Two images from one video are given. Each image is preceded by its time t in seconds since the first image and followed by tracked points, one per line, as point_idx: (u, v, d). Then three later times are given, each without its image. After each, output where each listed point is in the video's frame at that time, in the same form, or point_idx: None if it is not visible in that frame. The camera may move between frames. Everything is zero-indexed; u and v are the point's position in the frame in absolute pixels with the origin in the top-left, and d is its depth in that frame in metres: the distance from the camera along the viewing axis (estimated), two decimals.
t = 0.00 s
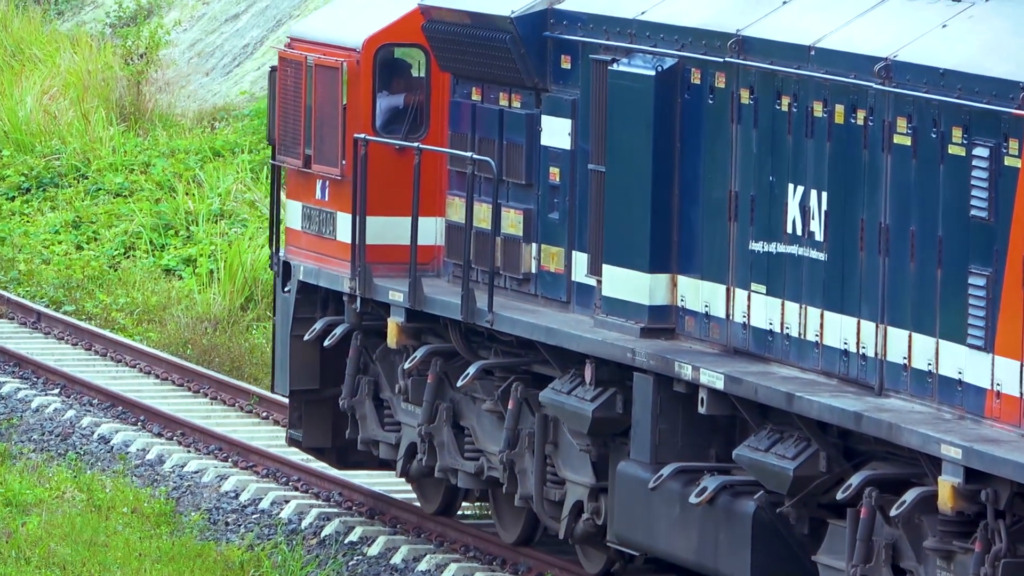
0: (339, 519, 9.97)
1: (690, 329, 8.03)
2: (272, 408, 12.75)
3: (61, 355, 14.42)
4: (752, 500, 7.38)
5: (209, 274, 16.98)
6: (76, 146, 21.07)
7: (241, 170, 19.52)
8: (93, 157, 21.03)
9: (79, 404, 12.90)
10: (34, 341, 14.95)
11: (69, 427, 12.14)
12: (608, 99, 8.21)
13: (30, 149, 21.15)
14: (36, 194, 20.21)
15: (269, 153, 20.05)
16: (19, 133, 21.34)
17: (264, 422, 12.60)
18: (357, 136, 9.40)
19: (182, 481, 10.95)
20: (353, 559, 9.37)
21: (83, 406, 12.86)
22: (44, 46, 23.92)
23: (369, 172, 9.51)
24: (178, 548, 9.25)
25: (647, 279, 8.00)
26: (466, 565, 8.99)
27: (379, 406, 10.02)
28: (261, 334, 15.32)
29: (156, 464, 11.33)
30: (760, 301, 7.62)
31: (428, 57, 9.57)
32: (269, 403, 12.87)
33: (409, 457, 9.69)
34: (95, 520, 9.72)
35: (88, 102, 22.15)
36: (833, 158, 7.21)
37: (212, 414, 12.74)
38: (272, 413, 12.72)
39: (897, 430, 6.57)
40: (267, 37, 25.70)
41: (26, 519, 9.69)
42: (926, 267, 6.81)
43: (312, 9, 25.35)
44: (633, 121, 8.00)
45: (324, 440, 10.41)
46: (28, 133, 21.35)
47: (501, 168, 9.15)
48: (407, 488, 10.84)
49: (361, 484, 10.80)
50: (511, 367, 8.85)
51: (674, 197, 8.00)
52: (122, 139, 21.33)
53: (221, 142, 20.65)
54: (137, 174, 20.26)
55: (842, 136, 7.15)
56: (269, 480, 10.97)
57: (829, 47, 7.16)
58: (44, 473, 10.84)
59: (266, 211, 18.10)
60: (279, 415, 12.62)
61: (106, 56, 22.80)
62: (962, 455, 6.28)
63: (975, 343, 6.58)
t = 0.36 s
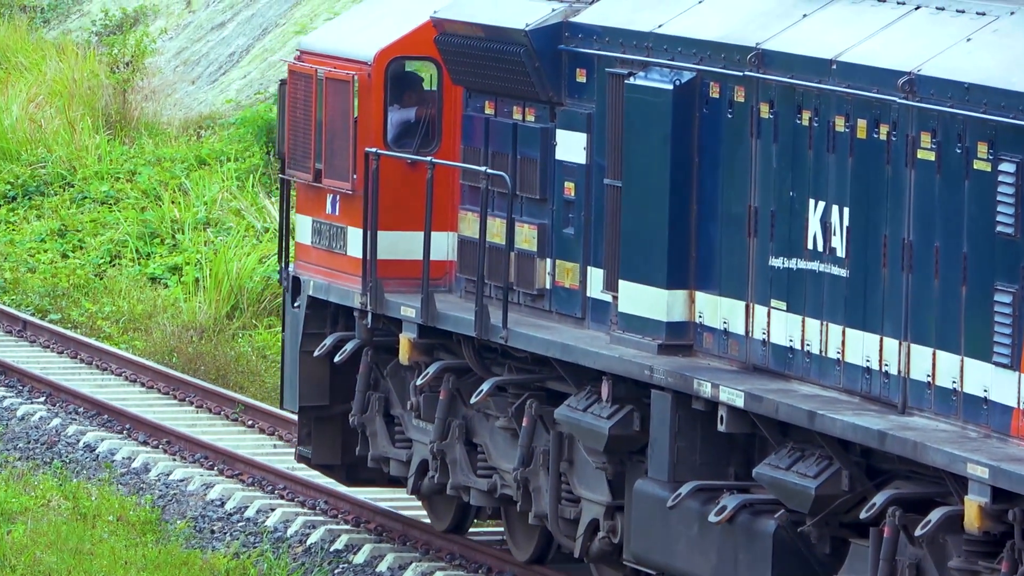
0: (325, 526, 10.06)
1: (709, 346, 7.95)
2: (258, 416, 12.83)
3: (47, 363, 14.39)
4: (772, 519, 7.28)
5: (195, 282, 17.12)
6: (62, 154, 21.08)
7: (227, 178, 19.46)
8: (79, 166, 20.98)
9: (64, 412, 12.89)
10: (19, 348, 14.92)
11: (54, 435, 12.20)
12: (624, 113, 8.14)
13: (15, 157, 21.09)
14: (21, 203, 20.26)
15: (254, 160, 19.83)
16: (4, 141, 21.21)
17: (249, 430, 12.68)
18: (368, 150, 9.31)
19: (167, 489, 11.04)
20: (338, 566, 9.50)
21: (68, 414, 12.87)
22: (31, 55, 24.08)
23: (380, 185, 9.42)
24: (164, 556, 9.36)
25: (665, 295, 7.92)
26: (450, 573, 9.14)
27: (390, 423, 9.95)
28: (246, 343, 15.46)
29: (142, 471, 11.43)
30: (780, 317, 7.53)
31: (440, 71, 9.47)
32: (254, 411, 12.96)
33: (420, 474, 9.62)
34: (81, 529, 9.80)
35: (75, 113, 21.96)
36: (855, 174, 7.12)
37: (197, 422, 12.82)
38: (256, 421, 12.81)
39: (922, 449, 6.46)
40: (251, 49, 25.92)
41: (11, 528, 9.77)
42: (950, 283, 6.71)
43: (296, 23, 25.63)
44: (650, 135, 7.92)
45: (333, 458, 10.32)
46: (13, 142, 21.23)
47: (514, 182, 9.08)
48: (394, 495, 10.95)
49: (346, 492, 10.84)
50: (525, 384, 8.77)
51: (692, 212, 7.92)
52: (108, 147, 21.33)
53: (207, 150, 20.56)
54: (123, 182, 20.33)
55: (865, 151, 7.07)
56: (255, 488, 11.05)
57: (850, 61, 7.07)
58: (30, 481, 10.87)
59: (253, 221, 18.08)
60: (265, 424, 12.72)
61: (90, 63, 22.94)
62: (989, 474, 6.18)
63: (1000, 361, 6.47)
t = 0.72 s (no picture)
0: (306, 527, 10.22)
1: (723, 355, 7.85)
2: (239, 416, 13.01)
3: (28, 363, 14.61)
4: (790, 531, 7.18)
5: (176, 283, 17.29)
6: (43, 156, 21.34)
7: (207, 179, 19.75)
8: (60, 167, 21.22)
9: (46, 412, 13.04)
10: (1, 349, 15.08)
11: (36, 436, 12.33)
12: (637, 119, 8.06)
13: None
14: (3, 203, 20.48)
15: (235, 160, 20.15)
16: None
17: (231, 430, 12.85)
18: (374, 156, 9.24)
19: (149, 489, 11.24)
20: (320, 567, 9.65)
21: (50, 414, 13.00)
22: (10, 55, 24.21)
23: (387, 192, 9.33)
24: (145, 556, 9.53)
25: (678, 303, 7.84)
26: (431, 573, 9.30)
27: (397, 432, 9.87)
28: (227, 343, 15.64)
29: (123, 471, 11.62)
30: (796, 327, 7.43)
31: (446, 75, 9.39)
32: (236, 412, 13.11)
33: (428, 484, 9.54)
34: (62, 530, 9.96)
35: (55, 112, 22.47)
36: (873, 182, 7.02)
37: (179, 423, 13.00)
38: (238, 422, 12.99)
39: (943, 460, 6.34)
40: (232, 50, 26.57)
41: None
42: (970, 292, 6.59)
43: (275, 26, 26.03)
44: (662, 142, 7.84)
45: (338, 467, 10.27)
46: None
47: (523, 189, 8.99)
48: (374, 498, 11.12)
49: (327, 493, 11.00)
50: (535, 393, 8.68)
51: (705, 220, 7.84)
52: (89, 148, 21.66)
53: (189, 151, 20.81)
54: (103, 183, 20.64)
55: (882, 159, 6.98)
56: (236, 488, 11.25)
57: (867, 67, 7.00)
58: (13, 482, 11.00)
59: (233, 222, 18.48)
60: (246, 424, 12.87)
61: (71, 64, 23.37)
62: (1012, 486, 6.05)
63: (1021, 371, 6.34)
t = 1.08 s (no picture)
0: (288, 527, 10.34)
1: (737, 363, 7.77)
2: (220, 416, 13.22)
3: (10, 364, 14.87)
4: (807, 542, 7.08)
5: (155, 282, 17.65)
6: (24, 155, 21.75)
7: (189, 179, 20.22)
8: (39, 165, 21.66)
9: (28, 413, 13.31)
10: None
11: (18, 436, 12.63)
12: (649, 124, 7.96)
13: None
14: None
15: (216, 160, 20.60)
16: None
17: (212, 430, 13.05)
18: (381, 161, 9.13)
19: (130, 489, 11.45)
20: (301, 567, 9.76)
21: (32, 414, 13.27)
22: None
23: (393, 197, 9.23)
24: (127, 556, 9.67)
25: (692, 311, 7.75)
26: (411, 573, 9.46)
27: (403, 439, 9.79)
28: (208, 343, 15.83)
29: (104, 472, 11.84)
30: (812, 335, 7.34)
31: (454, 81, 9.28)
32: (217, 411, 13.33)
33: (435, 492, 9.46)
34: (44, 529, 10.13)
35: (37, 111, 22.71)
36: (891, 188, 6.93)
37: (160, 422, 13.22)
38: (219, 421, 13.20)
39: (965, 470, 6.22)
40: (212, 50, 26.87)
41: None
42: (992, 299, 6.48)
43: (256, 27, 26.26)
44: (676, 148, 7.76)
45: (343, 474, 10.19)
46: None
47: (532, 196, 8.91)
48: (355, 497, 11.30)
49: (332, 500, 10.95)
50: (545, 401, 8.59)
51: (719, 227, 7.77)
52: (69, 148, 22.16)
53: (169, 150, 21.39)
54: (85, 182, 21.12)
55: (901, 165, 6.88)
56: (216, 488, 11.43)
57: (885, 72, 6.91)
58: None
59: (213, 221, 18.80)
60: (227, 424, 13.09)
61: (52, 63, 23.68)
62: None
63: None
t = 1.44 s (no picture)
0: (267, 525, 10.52)
1: (750, 370, 7.67)
2: (199, 414, 13.44)
3: None
4: (822, 551, 6.98)
5: (135, 280, 17.85)
6: (3, 152, 21.91)
7: (168, 176, 20.25)
8: (19, 164, 21.80)
9: (6, 410, 13.45)
10: None
11: None
12: (659, 128, 7.87)
13: None
14: None
15: (195, 158, 20.62)
16: None
17: (190, 428, 13.28)
18: (387, 165, 9.03)
19: (109, 487, 11.59)
20: (280, 564, 9.92)
21: (10, 413, 13.41)
22: None
23: (400, 202, 9.14)
24: (105, 555, 9.80)
25: (704, 317, 7.65)
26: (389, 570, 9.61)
27: (408, 445, 9.69)
28: (188, 341, 16.15)
29: (82, 470, 11.97)
30: (827, 341, 7.24)
31: (461, 83, 9.17)
32: (196, 410, 13.53)
33: (440, 500, 9.38)
34: (22, 528, 10.25)
35: (16, 109, 22.87)
36: (909, 193, 6.82)
37: (138, 420, 13.39)
38: (197, 419, 13.40)
39: (986, 479, 6.11)
40: (192, 47, 27.16)
41: None
42: (1012, 306, 6.36)
43: (236, 24, 26.42)
44: (688, 152, 7.67)
45: (347, 481, 10.08)
46: None
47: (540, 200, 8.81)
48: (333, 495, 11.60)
49: (336, 509, 10.87)
50: (554, 408, 8.49)
51: (732, 232, 7.67)
52: (49, 145, 22.20)
53: (149, 149, 21.29)
54: (64, 180, 21.22)
55: (918, 170, 6.79)
56: (195, 486, 11.61)
57: (902, 76, 6.81)
58: None
59: (192, 219, 18.99)
60: (205, 421, 13.31)
61: (32, 59, 23.88)
62: None
63: None
